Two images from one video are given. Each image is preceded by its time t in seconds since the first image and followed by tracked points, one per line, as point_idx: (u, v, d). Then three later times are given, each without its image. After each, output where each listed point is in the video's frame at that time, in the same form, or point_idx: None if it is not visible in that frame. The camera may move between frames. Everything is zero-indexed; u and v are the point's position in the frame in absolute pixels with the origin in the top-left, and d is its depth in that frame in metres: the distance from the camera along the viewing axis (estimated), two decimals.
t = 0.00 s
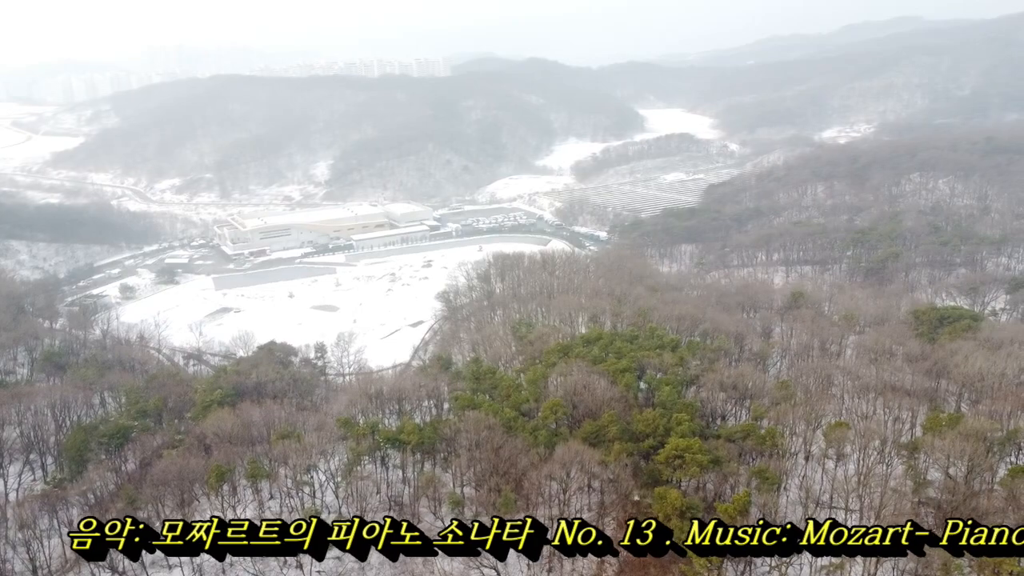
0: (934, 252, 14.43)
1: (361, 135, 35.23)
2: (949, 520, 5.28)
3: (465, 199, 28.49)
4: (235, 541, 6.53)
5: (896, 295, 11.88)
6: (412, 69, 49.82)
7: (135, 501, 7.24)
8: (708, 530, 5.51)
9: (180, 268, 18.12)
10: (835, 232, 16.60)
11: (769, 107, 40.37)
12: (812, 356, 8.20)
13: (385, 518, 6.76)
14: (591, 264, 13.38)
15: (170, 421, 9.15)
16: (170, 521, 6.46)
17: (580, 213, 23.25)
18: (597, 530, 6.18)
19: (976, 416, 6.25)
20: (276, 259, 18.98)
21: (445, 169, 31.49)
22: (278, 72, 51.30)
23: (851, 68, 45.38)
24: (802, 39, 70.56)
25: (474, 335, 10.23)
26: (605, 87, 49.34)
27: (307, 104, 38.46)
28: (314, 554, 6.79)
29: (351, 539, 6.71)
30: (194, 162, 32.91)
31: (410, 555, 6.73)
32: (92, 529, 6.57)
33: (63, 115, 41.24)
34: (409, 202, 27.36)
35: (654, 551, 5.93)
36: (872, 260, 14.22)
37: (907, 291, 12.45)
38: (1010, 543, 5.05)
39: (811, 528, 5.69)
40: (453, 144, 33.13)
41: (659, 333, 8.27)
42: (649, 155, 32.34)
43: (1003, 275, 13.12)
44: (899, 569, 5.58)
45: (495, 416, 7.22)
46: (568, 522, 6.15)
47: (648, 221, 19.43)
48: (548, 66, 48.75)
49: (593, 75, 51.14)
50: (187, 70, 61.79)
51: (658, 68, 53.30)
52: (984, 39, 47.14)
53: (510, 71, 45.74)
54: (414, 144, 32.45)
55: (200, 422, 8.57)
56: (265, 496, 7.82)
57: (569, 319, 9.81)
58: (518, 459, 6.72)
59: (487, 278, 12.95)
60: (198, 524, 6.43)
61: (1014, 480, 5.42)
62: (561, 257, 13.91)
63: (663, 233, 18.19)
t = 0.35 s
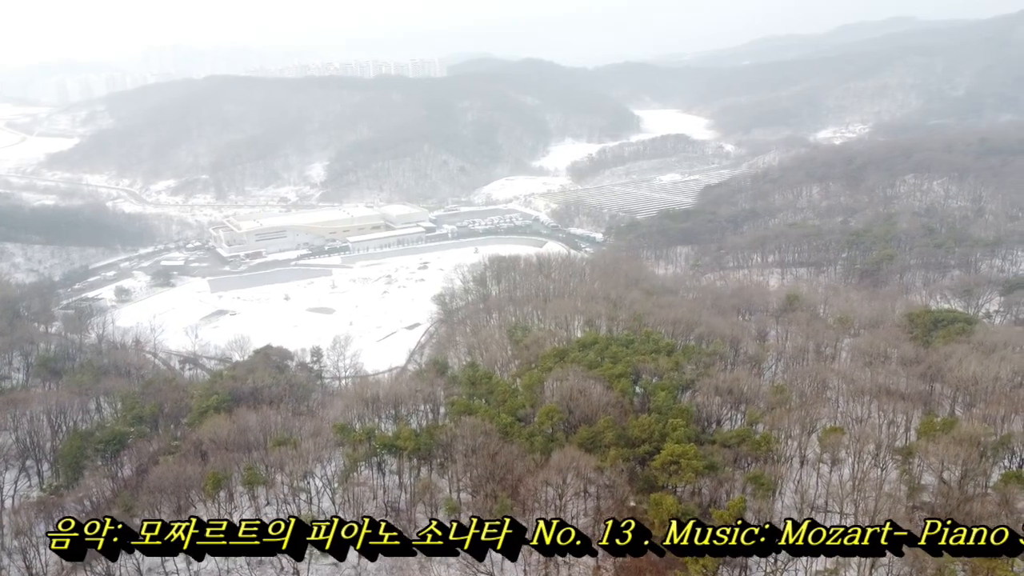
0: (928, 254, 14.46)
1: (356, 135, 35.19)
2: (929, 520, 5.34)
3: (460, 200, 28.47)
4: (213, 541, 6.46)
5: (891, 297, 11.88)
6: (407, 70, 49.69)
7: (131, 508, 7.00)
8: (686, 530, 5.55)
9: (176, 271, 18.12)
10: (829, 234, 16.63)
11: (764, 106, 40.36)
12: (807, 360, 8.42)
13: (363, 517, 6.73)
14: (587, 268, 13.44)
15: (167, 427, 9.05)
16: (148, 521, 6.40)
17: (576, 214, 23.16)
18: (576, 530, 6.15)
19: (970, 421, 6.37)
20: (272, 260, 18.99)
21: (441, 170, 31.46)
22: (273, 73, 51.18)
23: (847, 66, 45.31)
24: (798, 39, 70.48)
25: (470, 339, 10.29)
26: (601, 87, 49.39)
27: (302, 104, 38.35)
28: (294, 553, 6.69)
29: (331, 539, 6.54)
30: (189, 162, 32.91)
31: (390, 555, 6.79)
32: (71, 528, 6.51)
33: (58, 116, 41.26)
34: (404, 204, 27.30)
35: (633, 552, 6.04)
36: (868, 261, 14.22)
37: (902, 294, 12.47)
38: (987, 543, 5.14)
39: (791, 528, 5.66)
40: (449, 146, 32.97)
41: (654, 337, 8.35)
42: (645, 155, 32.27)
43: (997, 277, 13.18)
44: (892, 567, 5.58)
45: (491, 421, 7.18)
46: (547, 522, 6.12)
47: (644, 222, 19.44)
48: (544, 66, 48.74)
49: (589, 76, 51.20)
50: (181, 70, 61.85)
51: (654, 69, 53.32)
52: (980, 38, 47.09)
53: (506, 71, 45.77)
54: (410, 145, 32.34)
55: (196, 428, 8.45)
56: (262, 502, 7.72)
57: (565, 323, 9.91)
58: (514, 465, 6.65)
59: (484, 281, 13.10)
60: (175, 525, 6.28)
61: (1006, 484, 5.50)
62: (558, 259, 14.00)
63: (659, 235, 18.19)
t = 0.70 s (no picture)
0: (926, 256, 14.50)
1: (354, 136, 35.16)
2: (907, 520, 5.44)
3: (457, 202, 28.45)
4: (192, 541, 6.37)
5: (888, 300, 11.91)
6: (405, 70, 49.69)
7: (130, 513, 6.92)
8: (665, 530, 5.59)
9: (173, 273, 18.10)
10: (827, 236, 16.65)
11: (762, 107, 40.35)
12: (804, 363, 8.59)
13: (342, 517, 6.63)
14: (585, 271, 13.47)
15: (165, 433, 8.99)
16: (126, 521, 6.32)
17: (573, 216, 23.17)
18: (554, 530, 6.16)
19: (967, 425, 6.57)
20: (269, 262, 18.99)
21: (438, 171, 31.44)
22: (270, 74, 51.05)
23: (844, 66, 45.22)
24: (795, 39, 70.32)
25: (468, 343, 10.34)
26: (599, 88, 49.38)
27: (299, 104, 38.31)
28: (273, 553, 6.67)
29: (309, 539, 6.51)
30: (186, 163, 32.92)
31: (370, 555, 6.71)
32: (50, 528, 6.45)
33: (55, 116, 41.30)
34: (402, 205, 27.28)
35: (611, 551, 6.03)
36: (864, 264, 14.27)
37: (899, 296, 12.49)
38: (967, 543, 5.19)
39: (770, 528, 5.68)
40: (446, 146, 32.89)
41: (652, 341, 8.41)
42: (642, 156, 32.19)
43: (994, 279, 13.21)
44: (890, 567, 5.66)
45: (489, 427, 7.15)
46: (526, 522, 6.18)
47: (642, 224, 19.45)
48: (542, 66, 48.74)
49: (587, 76, 51.22)
50: (179, 70, 61.96)
51: (651, 69, 53.31)
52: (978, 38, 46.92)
53: (503, 71, 45.73)
54: (408, 146, 32.27)
55: (194, 434, 8.41)
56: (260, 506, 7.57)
57: (563, 327, 9.98)
58: (513, 471, 6.58)
59: (482, 285, 13.21)
60: (153, 524, 6.27)
61: (1002, 489, 5.56)
62: (556, 262, 14.08)
63: (657, 236, 18.20)
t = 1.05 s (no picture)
0: (925, 258, 14.49)
1: (353, 136, 35.15)
2: (886, 521, 5.48)
3: (457, 203, 28.43)
4: (171, 541, 6.36)
5: (887, 302, 11.90)
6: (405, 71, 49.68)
7: (130, 516, 6.91)
8: (644, 530, 5.65)
9: (174, 275, 18.12)
10: (826, 237, 16.64)
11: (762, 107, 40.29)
12: (804, 366, 8.60)
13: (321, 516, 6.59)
14: (584, 272, 13.48)
15: (166, 435, 8.99)
16: (104, 520, 6.29)
17: (573, 217, 23.17)
18: (532, 530, 6.12)
19: (966, 428, 6.60)
20: (269, 263, 19.01)
21: (438, 172, 31.43)
22: (270, 74, 51.08)
23: (845, 65, 45.13)
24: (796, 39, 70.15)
25: (467, 347, 10.35)
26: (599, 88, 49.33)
27: (299, 104, 38.31)
28: (251, 553, 6.72)
29: (287, 539, 6.41)
30: (186, 163, 32.95)
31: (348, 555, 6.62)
32: (28, 528, 6.35)
33: (55, 116, 41.38)
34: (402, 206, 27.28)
35: (590, 551, 6.04)
36: (864, 266, 14.27)
37: (898, 298, 12.47)
38: (945, 542, 5.31)
39: (747, 528, 5.59)
40: (446, 146, 32.92)
41: (652, 344, 8.44)
42: (642, 156, 32.14)
43: (994, 281, 13.20)
44: (890, 568, 5.65)
45: (489, 430, 7.13)
46: (505, 522, 6.08)
47: (642, 225, 19.43)
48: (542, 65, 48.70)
49: (587, 76, 51.20)
50: (179, 70, 62.09)
51: (652, 69, 53.29)
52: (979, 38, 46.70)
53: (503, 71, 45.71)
54: (408, 146, 32.24)
55: (195, 436, 8.38)
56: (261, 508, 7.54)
57: (563, 329, 10.00)
58: (513, 474, 6.55)
59: (482, 287, 13.22)
60: (132, 524, 6.25)
61: (1001, 493, 5.54)
62: (555, 263, 14.10)
63: (656, 237, 18.19)
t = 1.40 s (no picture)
0: (925, 258, 14.48)
1: (353, 136, 35.16)
2: (866, 521, 5.57)
3: (457, 203, 28.44)
4: (149, 541, 6.25)
5: (887, 302, 11.91)
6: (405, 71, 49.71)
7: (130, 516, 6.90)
8: (622, 530, 5.75)
9: (174, 275, 18.13)
10: (826, 238, 16.65)
11: (762, 107, 40.29)
12: (804, 366, 8.61)
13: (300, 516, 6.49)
14: (584, 273, 13.48)
15: (166, 436, 8.99)
16: (83, 520, 6.26)
17: (573, 218, 23.17)
18: (512, 530, 6.10)
19: (966, 429, 6.62)
20: (269, 263, 19.02)
21: (438, 172, 31.44)
22: (270, 74, 51.10)
23: (845, 65, 45.13)
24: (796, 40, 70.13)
25: (467, 348, 10.36)
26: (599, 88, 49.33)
27: (299, 104, 38.32)
28: (230, 553, 6.70)
29: (266, 539, 6.32)
30: (186, 163, 32.98)
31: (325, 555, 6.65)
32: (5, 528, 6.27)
33: (54, 116, 41.42)
34: (402, 207, 27.25)
35: (568, 551, 6.11)
36: (864, 266, 14.28)
37: (898, 298, 12.47)
38: (923, 542, 5.45)
39: (726, 529, 5.52)
40: (445, 146, 32.93)
41: (652, 344, 8.46)
42: (642, 156, 32.15)
43: (993, 282, 13.21)
44: (890, 569, 5.66)
45: (489, 430, 7.13)
46: (484, 522, 6.13)
47: (642, 225, 19.44)
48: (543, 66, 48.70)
49: (587, 77, 51.20)
50: (179, 70, 62.15)
51: (652, 70, 53.26)
52: (979, 38, 46.66)
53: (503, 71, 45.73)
54: (408, 146, 32.25)
55: (195, 437, 8.37)
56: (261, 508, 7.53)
57: (563, 330, 10.01)
58: (513, 474, 6.54)
59: (482, 288, 13.24)
60: (111, 524, 6.12)
61: (1001, 493, 5.52)
62: (555, 263, 14.10)
63: (656, 237, 18.20)
